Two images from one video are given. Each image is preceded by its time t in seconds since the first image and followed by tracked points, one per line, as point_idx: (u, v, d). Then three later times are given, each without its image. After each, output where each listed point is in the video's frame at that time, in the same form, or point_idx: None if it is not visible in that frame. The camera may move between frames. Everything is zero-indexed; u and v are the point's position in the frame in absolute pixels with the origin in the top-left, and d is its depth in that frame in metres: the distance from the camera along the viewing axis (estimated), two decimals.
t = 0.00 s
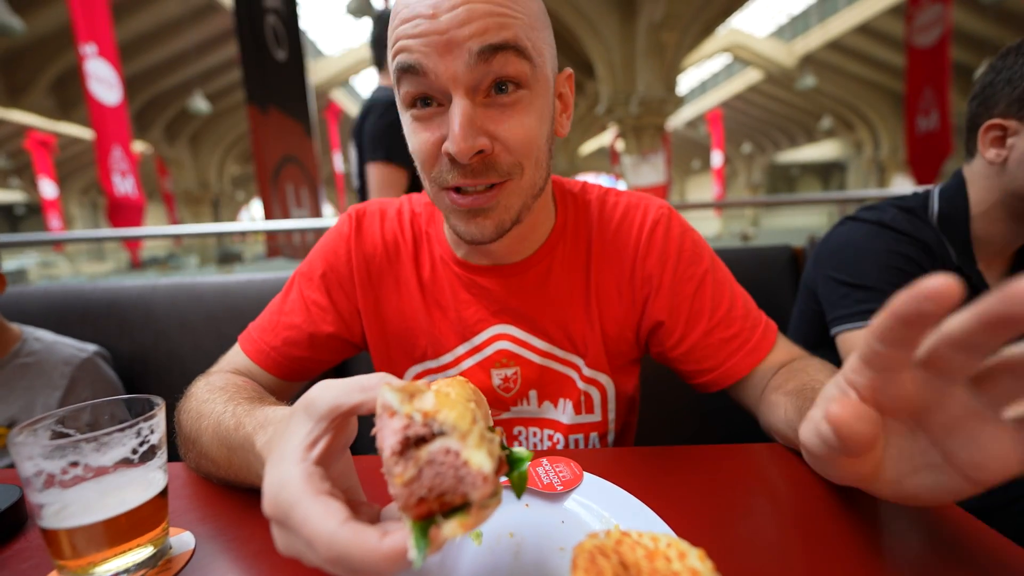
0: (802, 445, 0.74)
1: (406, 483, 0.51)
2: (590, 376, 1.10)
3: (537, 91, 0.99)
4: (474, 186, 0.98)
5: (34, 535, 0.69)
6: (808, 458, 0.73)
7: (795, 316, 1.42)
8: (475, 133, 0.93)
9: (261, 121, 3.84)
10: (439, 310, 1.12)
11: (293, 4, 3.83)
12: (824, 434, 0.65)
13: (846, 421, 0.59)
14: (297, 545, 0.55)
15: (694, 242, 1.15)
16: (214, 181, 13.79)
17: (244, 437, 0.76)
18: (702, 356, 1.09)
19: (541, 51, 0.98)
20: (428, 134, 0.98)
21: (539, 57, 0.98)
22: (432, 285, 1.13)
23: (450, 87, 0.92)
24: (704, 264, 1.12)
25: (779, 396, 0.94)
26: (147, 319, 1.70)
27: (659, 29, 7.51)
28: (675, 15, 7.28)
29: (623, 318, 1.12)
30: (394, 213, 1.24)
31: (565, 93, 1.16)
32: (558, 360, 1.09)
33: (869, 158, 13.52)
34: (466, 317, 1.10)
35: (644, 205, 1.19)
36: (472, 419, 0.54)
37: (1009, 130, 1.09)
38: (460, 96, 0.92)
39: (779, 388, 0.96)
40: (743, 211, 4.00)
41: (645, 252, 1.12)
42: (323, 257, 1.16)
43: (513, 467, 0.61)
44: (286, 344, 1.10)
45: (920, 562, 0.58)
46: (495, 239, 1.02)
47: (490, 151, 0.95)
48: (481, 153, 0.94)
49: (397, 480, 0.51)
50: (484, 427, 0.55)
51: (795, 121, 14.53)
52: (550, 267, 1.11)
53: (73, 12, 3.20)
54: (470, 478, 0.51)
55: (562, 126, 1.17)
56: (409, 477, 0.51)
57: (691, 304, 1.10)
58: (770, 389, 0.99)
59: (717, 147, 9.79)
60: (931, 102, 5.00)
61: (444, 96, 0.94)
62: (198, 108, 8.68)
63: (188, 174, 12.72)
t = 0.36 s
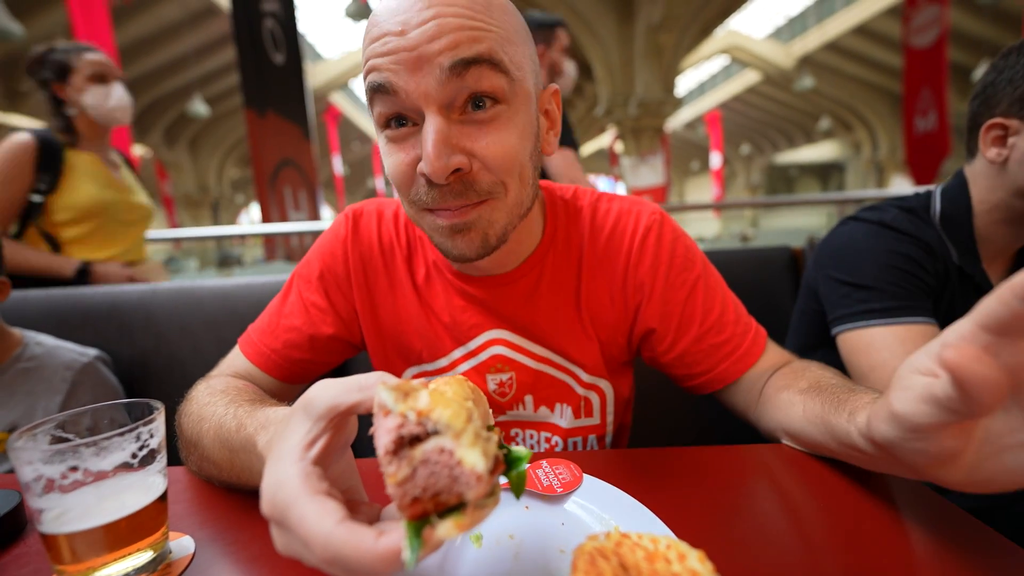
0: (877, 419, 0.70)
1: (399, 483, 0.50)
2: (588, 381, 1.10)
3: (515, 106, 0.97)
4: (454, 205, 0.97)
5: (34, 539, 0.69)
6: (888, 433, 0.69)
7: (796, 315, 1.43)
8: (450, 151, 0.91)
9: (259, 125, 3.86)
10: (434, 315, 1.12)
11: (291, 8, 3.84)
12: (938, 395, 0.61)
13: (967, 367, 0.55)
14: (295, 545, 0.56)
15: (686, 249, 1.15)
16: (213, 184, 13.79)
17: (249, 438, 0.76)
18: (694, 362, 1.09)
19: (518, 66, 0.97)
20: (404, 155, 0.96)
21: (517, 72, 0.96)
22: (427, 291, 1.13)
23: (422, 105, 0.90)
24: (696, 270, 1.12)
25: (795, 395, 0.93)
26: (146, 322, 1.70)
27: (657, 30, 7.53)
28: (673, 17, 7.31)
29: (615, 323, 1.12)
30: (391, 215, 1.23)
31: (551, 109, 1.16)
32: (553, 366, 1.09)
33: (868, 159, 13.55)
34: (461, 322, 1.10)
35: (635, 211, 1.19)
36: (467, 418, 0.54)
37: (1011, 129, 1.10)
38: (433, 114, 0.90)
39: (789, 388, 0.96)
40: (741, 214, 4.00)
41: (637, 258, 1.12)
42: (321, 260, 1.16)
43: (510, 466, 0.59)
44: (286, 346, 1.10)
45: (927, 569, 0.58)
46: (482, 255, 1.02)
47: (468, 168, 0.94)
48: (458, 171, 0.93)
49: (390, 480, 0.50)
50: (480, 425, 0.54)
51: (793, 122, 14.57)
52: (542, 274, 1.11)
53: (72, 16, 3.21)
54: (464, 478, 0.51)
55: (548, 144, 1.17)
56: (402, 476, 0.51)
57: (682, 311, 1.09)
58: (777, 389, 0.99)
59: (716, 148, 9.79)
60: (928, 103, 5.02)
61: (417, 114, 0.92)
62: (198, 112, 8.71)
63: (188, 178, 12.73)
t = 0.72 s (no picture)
0: (879, 427, 0.70)
1: (389, 455, 0.50)
2: (591, 378, 1.10)
3: (525, 103, 0.98)
4: (463, 200, 0.98)
5: (34, 539, 0.68)
6: (890, 444, 0.69)
7: (797, 315, 1.43)
8: (462, 147, 0.92)
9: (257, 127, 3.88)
10: (437, 313, 1.12)
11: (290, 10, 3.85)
12: (936, 413, 0.61)
13: (965, 390, 0.54)
14: (285, 527, 0.55)
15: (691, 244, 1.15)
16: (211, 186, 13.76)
17: (246, 434, 0.77)
18: (699, 356, 1.10)
19: (529, 64, 0.97)
20: (414, 151, 0.97)
21: (527, 70, 0.96)
22: (430, 288, 1.13)
23: (434, 101, 0.91)
24: (700, 264, 1.12)
25: (797, 394, 0.93)
26: (145, 322, 1.69)
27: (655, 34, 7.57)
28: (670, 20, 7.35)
29: (620, 319, 1.12)
30: (392, 215, 1.23)
31: (555, 104, 1.16)
32: (556, 364, 1.09)
33: (864, 162, 13.60)
34: (464, 320, 1.10)
35: (640, 205, 1.19)
36: (458, 391, 0.54)
37: (1011, 130, 1.11)
38: (445, 110, 0.91)
39: (793, 386, 0.96)
40: (740, 217, 4.00)
41: (641, 253, 1.12)
42: (323, 260, 1.15)
43: (503, 446, 0.60)
44: (287, 347, 1.10)
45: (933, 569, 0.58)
46: (490, 248, 1.03)
47: (478, 165, 0.94)
48: (470, 166, 0.93)
49: (380, 451, 0.50)
50: (471, 400, 0.55)
51: (790, 125, 14.62)
52: (546, 269, 1.11)
53: (72, 19, 3.21)
54: (455, 450, 0.51)
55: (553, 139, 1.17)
56: (392, 448, 0.50)
57: (686, 306, 1.10)
58: (779, 387, 0.99)
59: (715, 150, 9.79)
60: (925, 106, 5.04)
61: (429, 110, 0.93)
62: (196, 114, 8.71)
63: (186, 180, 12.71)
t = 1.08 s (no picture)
0: (887, 422, 0.69)
1: (394, 444, 0.49)
2: (598, 376, 1.09)
3: (564, 114, 0.98)
4: (498, 204, 0.97)
5: (32, 539, 0.67)
6: (898, 437, 0.68)
7: (801, 317, 1.43)
8: (505, 153, 0.91)
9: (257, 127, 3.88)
10: (445, 311, 1.12)
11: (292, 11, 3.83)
12: (945, 405, 0.61)
13: (974, 382, 0.54)
14: (286, 523, 0.54)
15: (699, 243, 1.15)
16: (212, 187, 13.75)
17: (248, 432, 0.75)
18: (706, 355, 1.09)
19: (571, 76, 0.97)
20: (451, 152, 0.95)
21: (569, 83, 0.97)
22: (438, 287, 1.12)
23: (479, 105, 0.90)
24: (709, 264, 1.12)
25: (804, 394, 0.92)
26: (146, 321, 1.68)
27: (656, 38, 7.60)
28: (671, 24, 7.36)
29: (629, 318, 1.12)
30: (398, 215, 1.22)
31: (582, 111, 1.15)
32: (564, 363, 1.08)
33: (863, 166, 13.61)
34: (472, 319, 1.10)
35: (649, 205, 1.19)
36: (465, 381, 0.54)
37: (1020, 131, 1.10)
38: (491, 114, 0.90)
39: (800, 386, 0.95)
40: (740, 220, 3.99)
41: (651, 252, 1.12)
42: (327, 259, 1.14)
43: (510, 442, 0.59)
44: (292, 346, 1.09)
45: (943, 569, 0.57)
46: (517, 253, 1.04)
47: (518, 171, 0.94)
48: (510, 173, 0.93)
49: (384, 441, 0.49)
50: (478, 392, 0.54)
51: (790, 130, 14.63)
52: (556, 268, 1.10)
53: (74, 19, 3.21)
54: (462, 440, 0.49)
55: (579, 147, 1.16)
56: (397, 438, 0.49)
57: (695, 305, 1.09)
58: (786, 387, 0.98)
59: (715, 154, 9.77)
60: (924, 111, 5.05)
61: (472, 113, 0.91)
62: (198, 115, 8.72)
63: (187, 180, 12.71)
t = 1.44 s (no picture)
0: (905, 421, 0.68)
1: (402, 462, 0.48)
2: (606, 376, 1.08)
3: (594, 110, 0.98)
4: (530, 199, 0.95)
5: (37, 542, 0.67)
6: (916, 437, 0.67)
7: (810, 316, 1.41)
8: (541, 144, 0.90)
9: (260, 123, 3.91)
10: (453, 311, 1.11)
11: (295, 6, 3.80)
12: (968, 403, 0.59)
13: (997, 377, 0.51)
14: (291, 535, 0.54)
15: (711, 242, 1.14)
16: (217, 182, 13.79)
17: (254, 437, 0.75)
18: (717, 355, 1.08)
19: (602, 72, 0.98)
20: (484, 145, 0.94)
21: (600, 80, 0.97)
22: (446, 287, 1.11)
23: (517, 95, 0.89)
24: (720, 263, 1.11)
25: (816, 396, 0.91)
26: (151, 319, 1.68)
27: (662, 32, 7.53)
28: (677, 18, 7.29)
29: (639, 317, 1.10)
30: (404, 215, 1.21)
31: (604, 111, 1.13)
32: (573, 362, 1.07)
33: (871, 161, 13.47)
34: (482, 319, 1.08)
35: (660, 204, 1.17)
36: (476, 397, 0.52)
37: None
38: (528, 104, 0.90)
39: (810, 389, 0.94)
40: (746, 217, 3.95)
41: (663, 251, 1.10)
42: (334, 260, 1.14)
43: (519, 458, 0.58)
44: (298, 347, 1.08)
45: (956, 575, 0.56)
46: (542, 253, 1.03)
47: (551, 165, 0.93)
48: (543, 166, 0.91)
49: (392, 458, 0.48)
50: (489, 408, 0.53)
51: (797, 125, 14.48)
52: (568, 267, 1.09)
53: (80, 15, 3.21)
54: (472, 460, 0.49)
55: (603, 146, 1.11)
56: (405, 456, 0.49)
57: (706, 304, 1.08)
58: (796, 390, 0.96)
59: (721, 149, 9.69)
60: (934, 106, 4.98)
61: (507, 104, 0.91)
62: (202, 110, 8.73)
63: (192, 175, 12.74)
